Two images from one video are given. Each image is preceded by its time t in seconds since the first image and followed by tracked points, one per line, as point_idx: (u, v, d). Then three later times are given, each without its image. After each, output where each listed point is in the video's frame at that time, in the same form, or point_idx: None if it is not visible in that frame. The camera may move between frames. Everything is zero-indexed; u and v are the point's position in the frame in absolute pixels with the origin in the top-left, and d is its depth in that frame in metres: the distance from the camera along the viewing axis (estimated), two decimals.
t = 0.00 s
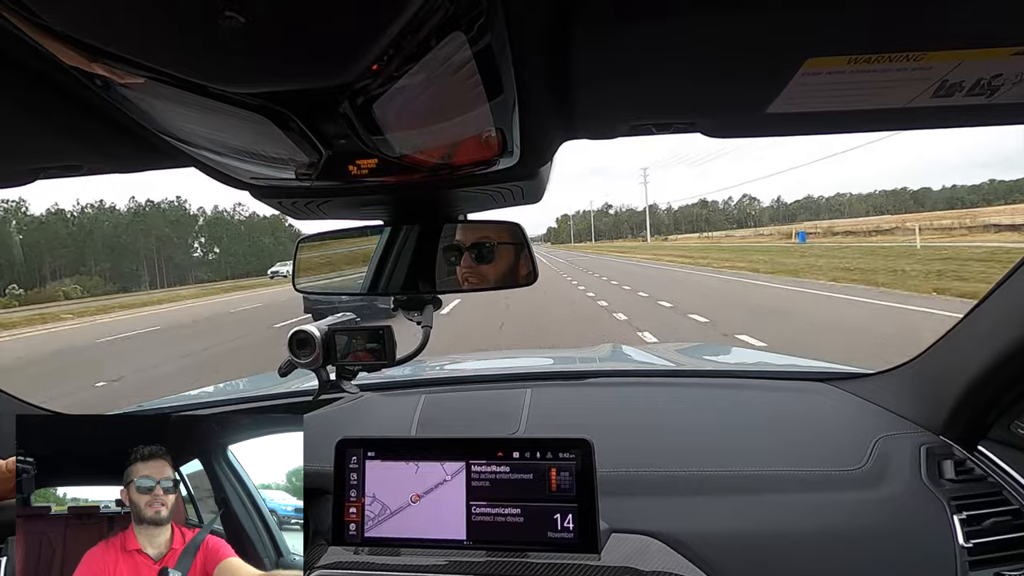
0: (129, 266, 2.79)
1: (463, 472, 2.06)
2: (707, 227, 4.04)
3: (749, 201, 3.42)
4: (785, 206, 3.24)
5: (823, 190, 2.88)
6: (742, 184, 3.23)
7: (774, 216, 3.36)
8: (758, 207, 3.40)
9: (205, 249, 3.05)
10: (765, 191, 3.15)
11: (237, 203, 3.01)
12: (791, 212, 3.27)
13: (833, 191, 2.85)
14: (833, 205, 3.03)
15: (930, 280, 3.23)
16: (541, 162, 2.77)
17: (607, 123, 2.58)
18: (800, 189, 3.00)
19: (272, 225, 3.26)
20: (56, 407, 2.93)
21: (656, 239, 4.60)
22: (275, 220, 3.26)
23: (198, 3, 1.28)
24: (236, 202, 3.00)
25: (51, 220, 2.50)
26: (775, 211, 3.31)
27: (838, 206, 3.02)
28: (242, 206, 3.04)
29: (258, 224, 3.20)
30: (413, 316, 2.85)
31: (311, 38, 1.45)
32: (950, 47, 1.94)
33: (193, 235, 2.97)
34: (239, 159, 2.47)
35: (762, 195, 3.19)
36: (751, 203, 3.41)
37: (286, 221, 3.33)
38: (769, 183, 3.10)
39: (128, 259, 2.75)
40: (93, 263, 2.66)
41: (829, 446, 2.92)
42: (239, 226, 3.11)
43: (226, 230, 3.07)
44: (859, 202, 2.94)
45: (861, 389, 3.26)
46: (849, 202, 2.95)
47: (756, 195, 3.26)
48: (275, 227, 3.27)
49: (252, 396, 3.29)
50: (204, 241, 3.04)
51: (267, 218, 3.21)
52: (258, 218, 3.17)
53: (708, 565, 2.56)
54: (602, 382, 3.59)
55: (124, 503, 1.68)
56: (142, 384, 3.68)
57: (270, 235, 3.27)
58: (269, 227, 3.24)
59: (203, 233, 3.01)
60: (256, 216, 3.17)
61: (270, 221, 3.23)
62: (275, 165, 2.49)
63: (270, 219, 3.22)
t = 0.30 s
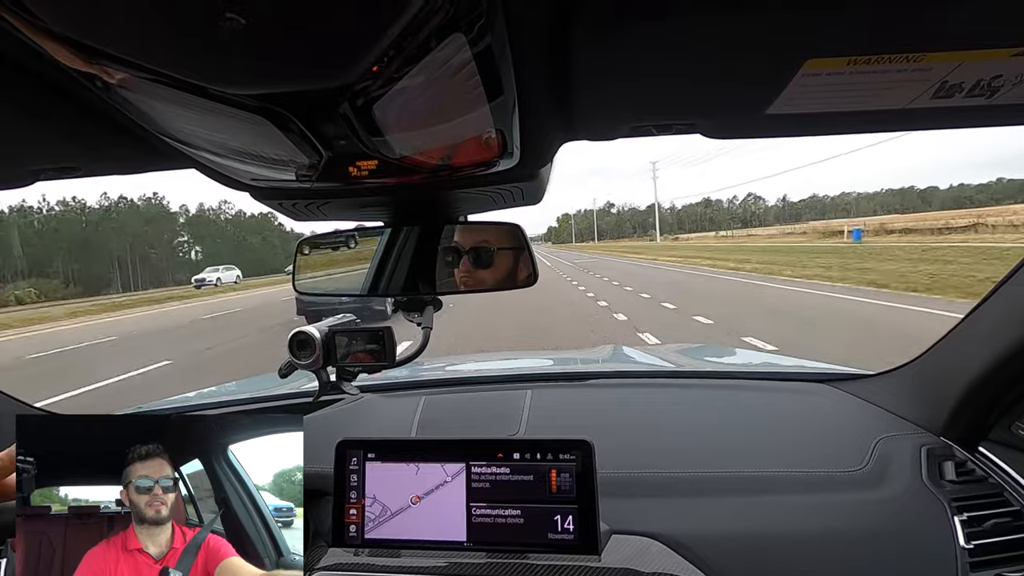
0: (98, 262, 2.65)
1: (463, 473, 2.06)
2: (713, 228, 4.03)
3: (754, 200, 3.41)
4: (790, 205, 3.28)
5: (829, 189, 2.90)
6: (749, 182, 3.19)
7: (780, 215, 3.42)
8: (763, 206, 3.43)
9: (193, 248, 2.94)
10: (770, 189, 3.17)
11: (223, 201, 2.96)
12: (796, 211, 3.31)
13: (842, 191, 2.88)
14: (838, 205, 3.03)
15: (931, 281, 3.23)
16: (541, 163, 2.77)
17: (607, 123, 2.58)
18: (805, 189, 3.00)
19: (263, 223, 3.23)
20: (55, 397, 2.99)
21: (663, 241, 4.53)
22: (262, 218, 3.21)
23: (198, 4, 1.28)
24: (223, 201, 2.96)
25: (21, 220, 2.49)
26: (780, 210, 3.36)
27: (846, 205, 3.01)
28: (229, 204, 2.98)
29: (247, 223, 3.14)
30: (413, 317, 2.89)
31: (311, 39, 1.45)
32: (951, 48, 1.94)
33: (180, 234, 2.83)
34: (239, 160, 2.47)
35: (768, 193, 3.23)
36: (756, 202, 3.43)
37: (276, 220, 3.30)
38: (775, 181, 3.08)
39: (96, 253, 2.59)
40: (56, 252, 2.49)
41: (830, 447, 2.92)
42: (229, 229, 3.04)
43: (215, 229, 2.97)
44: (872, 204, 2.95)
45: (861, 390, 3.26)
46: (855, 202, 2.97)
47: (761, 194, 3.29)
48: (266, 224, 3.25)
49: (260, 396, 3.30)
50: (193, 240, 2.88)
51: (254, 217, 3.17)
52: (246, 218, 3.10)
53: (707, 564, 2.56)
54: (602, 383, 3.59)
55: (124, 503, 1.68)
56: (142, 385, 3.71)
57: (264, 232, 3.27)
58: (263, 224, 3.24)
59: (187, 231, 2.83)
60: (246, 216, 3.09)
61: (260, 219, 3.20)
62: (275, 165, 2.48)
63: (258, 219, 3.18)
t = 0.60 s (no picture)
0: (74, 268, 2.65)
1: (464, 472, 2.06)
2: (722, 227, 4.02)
3: (759, 199, 3.30)
4: (795, 205, 3.19)
5: (835, 188, 2.90)
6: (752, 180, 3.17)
7: (784, 215, 3.32)
8: (769, 205, 3.31)
9: (176, 247, 2.96)
10: (775, 187, 3.07)
11: (207, 198, 2.91)
12: (803, 211, 3.21)
13: (848, 191, 2.88)
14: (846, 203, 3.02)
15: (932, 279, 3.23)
16: (541, 162, 2.77)
17: (606, 122, 2.58)
18: (810, 188, 3.00)
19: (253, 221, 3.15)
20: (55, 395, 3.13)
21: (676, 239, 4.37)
22: (248, 216, 3.11)
23: (197, 4, 1.27)
24: (207, 197, 2.90)
25: None
26: (786, 209, 3.24)
27: (853, 203, 3.01)
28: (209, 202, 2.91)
29: (232, 222, 3.06)
30: (412, 316, 2.96)
31: (310, 38, 1.45)
32: (950, 46, 1.94)
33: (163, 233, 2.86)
34: (238, 160, 2.47)
35: (772, 192, 3.14)
36: (761, 201, 3.31)
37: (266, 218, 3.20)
38: (777, 180, 3.05)
39: (65, 258, 2.58)
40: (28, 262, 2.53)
41: (830, 445, 2.92)
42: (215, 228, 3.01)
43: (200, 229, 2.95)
44: (880, 201, 2.96)
45: (861, 388, 3.26)
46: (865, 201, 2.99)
47: (766, 192, 3.21)
48: (256, 222, 3.16)
49: (264, 396, 3.30)
50: (175, 238, 2.90)
51: (240, 214, 3.06)
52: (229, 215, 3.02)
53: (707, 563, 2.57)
54: (602, 383, 3.59)
55: (124, 503, 1.68)
56: (145, 384, 3.73)
57: (256, 228, 3.19)
58: (253, 221, 3.15)
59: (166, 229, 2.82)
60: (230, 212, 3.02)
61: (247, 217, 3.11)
62: (274, 165, 2.48)
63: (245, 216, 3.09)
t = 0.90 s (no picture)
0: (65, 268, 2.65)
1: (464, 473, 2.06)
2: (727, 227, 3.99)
3: (765, 197, 3.33)
4: (802, 204, 3.23)
5: (842, 187, 2.97)
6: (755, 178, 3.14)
7: (790, 214, 3.38)
8: (774, 203, 3.35)
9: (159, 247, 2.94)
10: (779, 186, 3.07)
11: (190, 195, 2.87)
12: (809, 210, 3.27)
13: (855, 189, 2.96)
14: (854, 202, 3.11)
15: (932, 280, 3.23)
16: (541, 162, 2.77)
17: (606, 123, 2.58)
18: (817, 188, 3.00)
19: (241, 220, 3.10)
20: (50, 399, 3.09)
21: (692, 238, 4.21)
22: (232, 215, 3.05)
23: (197, 4, 1.27)
24: (189, 193, 2.85)
25: None
26: (791, 208, 3.29)
27: (860, 202, 3.10)
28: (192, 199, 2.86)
29: (216, 220, 3.04)
30: (413, 316, 2.96)
31: (311, 38, 1.45)
32: (950, 47, 1.94)
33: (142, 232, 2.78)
34: (238, 160, 2.47)
35: (778, 191, 3.14)
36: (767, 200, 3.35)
37: (253, 217, 3.15)
38: (784, 178, 3.04)
39: (37, 260, 2.53)
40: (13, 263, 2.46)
41: (830, 447, 2.92)
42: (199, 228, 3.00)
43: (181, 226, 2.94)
44: (888, 201, 3.05)
45: (860, 389, 3.26)
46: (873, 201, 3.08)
47: (773, 191, 3.21)
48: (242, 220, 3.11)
49: (267, 396, 3.30)
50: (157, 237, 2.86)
51: (224, 212, 3.02)
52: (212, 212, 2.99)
53: (707, 564, 2.57)
54: (602, 383, 3.59)
55: (125, 502, 1.68)
56: (143, 385, 3.74)
57: (241, 227, 3.15)
58: (238, 220, 3.10)
59: (147, 227, 2.77)
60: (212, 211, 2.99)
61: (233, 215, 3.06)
62: (274, 166, 2.48)
63: (226, 215, 3.03)
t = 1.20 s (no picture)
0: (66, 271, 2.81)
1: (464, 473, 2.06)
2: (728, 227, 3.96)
3: (773, 195, 3.33)
4: (808, 202, 3.20)
5: (849, 185, 2.96)
6: (758, 176, 3.13)
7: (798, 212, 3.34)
8: (780, 202, 3.35)
9: (140, 247, 2.95)
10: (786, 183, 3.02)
11: (170, 192, 2.80)
12: (814, 209, 3.24)
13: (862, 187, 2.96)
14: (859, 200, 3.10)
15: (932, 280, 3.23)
16: (542, 162, 2.77)
17: (606, 124, 2.58)
18: (824, 186, 2.98)
19: (226, 220, 3.00)
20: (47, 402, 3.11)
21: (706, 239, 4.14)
22: (213, 213, 2.96)
23: (197, 5, 1.27)
24: (168, 191, 2.80)
25: None
26: (797, 208, 3.28)
27: (867, 201, 3.09)
28: (171, 196, 2.80)
29: (198, 221, 2.95)
30: (413, 317, 2.95)
31: (311, 38, 1.45)
32: (951, 48, 1.93)
33: (117, 231, 2.79)
34: (239, 161, 2.47)
35: (785, 189, 3.12)
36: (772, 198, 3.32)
37: (239, 215, 3.02)
38: (786, 177, 3.04)
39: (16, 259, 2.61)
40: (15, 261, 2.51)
41: (830, 448, 2.92)
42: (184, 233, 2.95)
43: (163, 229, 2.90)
44: (896, 199, 3.04)
45: (861, 390, 3.26)
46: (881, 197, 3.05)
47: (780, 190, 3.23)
48: (225, 220, 3.01)
49: (268, 396, 3.31)
50: (136, 237, 2.88)
51: (207, 212, 2.94)
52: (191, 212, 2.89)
53: (707, 564, 2.57)
54: (601, 384, 3.59)
55: (125, 502, 1.68)
56: (142, 385, 3.73)
57: (225, 227, 3.05)
58: (219, 219, 2.99)
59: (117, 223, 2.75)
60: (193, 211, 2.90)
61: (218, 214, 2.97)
62: (275, 166, 2.49)
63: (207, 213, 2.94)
